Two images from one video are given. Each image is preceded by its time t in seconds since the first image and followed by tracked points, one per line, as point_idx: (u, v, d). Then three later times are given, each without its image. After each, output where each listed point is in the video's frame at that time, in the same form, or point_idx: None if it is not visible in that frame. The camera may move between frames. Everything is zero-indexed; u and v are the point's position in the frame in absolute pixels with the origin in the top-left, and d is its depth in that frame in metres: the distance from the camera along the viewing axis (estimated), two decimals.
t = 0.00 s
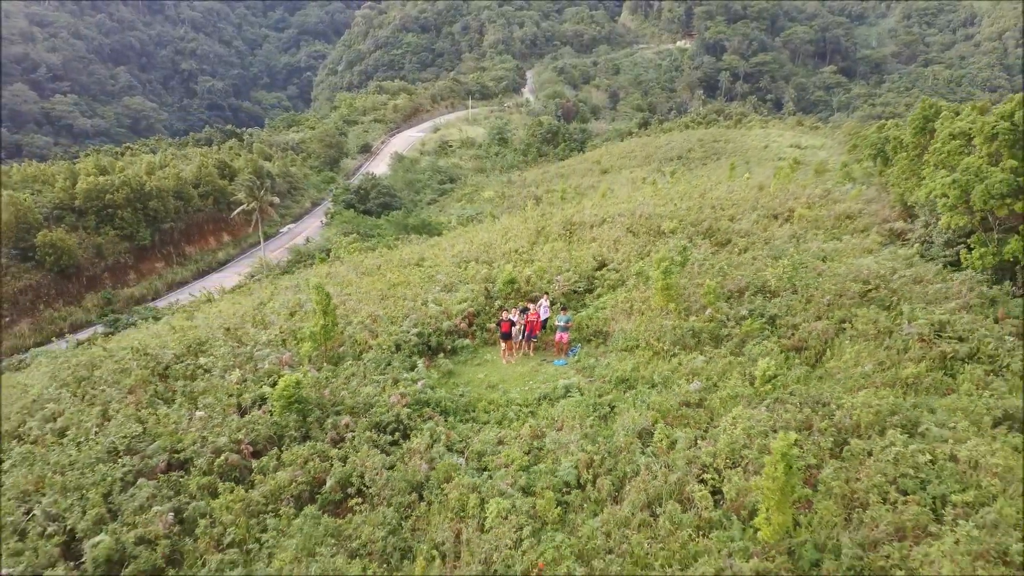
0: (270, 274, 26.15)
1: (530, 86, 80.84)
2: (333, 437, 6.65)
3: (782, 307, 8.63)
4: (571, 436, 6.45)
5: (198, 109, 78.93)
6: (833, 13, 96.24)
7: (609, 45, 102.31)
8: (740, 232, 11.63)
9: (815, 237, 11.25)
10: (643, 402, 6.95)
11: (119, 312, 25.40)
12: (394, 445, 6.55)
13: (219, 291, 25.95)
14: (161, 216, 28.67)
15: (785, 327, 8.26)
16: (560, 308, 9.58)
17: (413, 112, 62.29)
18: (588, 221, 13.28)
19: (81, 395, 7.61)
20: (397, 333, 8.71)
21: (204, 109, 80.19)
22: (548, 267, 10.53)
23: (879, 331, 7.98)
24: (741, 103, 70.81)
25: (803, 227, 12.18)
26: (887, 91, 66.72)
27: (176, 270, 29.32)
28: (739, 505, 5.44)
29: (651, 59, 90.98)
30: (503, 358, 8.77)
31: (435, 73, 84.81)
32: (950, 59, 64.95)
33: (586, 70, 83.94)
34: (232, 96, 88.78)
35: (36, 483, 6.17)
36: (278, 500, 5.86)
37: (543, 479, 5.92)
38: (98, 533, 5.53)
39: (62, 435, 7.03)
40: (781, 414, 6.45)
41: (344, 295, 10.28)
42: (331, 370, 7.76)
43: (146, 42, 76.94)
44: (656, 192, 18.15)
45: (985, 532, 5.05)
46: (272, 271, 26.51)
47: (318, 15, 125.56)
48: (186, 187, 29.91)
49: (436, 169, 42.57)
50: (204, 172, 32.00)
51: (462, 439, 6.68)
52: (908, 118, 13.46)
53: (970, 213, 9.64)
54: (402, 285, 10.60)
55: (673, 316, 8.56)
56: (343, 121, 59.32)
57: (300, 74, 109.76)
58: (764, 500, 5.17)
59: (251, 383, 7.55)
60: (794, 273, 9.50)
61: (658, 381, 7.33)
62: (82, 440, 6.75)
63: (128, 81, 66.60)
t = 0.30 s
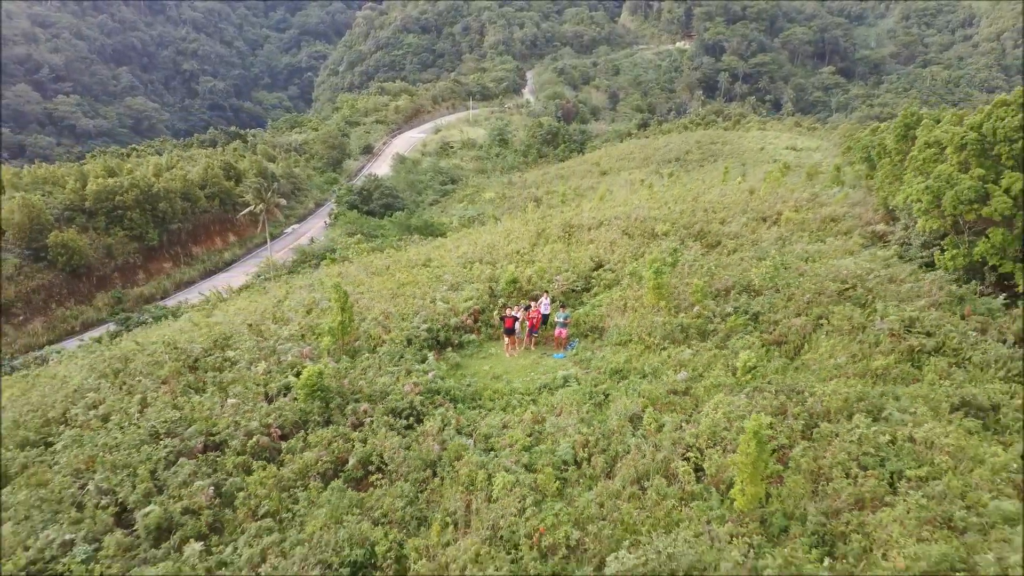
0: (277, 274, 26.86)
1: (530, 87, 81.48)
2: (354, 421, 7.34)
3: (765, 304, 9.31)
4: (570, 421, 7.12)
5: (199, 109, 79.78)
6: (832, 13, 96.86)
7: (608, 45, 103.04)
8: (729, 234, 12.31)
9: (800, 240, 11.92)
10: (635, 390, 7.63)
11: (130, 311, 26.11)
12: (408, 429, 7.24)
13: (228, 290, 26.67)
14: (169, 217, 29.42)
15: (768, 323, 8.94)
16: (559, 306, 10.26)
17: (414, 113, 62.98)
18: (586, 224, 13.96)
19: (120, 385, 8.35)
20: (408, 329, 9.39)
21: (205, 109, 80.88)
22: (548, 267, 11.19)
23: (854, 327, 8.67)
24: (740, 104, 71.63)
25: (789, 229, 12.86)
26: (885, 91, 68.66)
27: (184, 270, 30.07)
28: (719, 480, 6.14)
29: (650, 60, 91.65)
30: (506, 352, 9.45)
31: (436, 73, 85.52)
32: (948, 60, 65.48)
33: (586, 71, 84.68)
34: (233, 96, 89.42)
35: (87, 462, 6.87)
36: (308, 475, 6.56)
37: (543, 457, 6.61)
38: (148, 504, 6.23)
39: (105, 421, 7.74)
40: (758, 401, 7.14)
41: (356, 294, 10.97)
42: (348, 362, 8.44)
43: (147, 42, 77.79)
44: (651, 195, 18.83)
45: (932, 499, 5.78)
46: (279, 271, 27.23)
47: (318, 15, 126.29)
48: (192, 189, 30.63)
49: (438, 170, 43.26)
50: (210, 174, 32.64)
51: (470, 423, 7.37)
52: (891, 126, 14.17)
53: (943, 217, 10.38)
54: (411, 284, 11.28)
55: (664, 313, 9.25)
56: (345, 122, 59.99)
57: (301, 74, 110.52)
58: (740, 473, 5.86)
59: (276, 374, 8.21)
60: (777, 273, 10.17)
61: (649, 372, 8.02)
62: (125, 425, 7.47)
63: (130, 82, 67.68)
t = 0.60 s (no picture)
0: (284, 274, 27.67)
1: (530, 88, 82.19)
2: (372, 407, 8.09)
3: (749, 301, 10.06)
4: (567, 406, 7.89)
5: (200, 109, 80.68)
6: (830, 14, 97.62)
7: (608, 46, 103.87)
8: (719, 236, 13.06)
9: (785, 241, 12.66)
10: (628, 379, 8.38)
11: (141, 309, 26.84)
12: (422, 413, 7.98)
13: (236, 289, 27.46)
14: (178, 217, 30.28)
15: (751, 318, 9.69)
16: (559, 303, 11.01)
17: (415, 114, 63.73)
18: (584, 226, 14.69)
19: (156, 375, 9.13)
20: (419, 324, 10.14)
21: (206, 110, 81.89)
22: (548, 267, 11.93)
23: (830, 322, 9.44)
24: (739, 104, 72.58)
25: (776, 231, 13.61)
26: (883, 91, 69.89)
27: (192, 270, 30.88)
28: (701, 456, 6.89)
29: (649, 60, 92.39)
30: (510, 345, 10.19)
31: (436, 74, 86.29)
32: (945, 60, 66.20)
33: (586, 72, 85.52)
34: (234, 96, 90.38)
35: (133, 443, 7.66)
36: (334, 453, 7.32)
37: (544, 438, 7.35)
38: (191, 478, 7.01)
39: (145, 407, 8.52)
40: (738, 388, 7.89)
41: (368, 292, 11.70)
42: (365, 354, 9.18)
43: (148, 43, 78.66)
44: (646, 198, 19.54)
45: (888, 472, 6.57)
46: (286, 271, 28.02)
47: (319, 15, 127.01)
48: (199, 190, 31.46)
49: (440, 171, 44.02)
50: (216, 175, 33.50)
51: (478, 409, 8.11)
52: (875, 133, 14.95)
53: (916, 220, 11.17)
54: (419, 283, 12.01)
55: (655, 309, 10.00)
56: (347, 123, 60.72)
57: (301, 74, 111.31)
58: (718, 450, 6.60)
59: (299, 365, 8.97)
60: (762, 272, 10.91)
61: (640, 362, 8.78)
62: (164, 410, 8.23)
63: (131, 82, 68.67)
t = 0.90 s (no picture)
0: (292, 274, 28.54)
1: (531, 89, 82.99)
2: (389, 394, 8.92)
3: (734, 299, 10.85)
4: (566, 393, 8.69)
5: (202, 110, 82.12)
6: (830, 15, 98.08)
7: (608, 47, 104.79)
8: (708, 237, 13.85)
9: (770, 243, 13.44)
10: (621, 369, 9.18)
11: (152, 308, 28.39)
12: (433, 399, 8.78)
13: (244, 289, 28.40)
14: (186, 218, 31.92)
15: (735, 314, 10.48)
16: (558, 300, 11.82)
17: (416, 115, 64.56)
18: (582, 228, 15.46)
19: (187, 367, 9.97)
20: (428, 319, 10.96)
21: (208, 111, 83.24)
22: (548, 267, 12.72)
23: (809, 317, 10.23)
24: (737, 105, 73.43)
25: (763, 233, 14.40)
26: (881, 91, 70.54)
27: (200, 270, 32.35)
28: (685, 437, 7.69)
29: (649, 61, 93.16)
30: (513, 340, 10.97)
31: (437, 75, 87.08)
32: (944, 61, 66.77)
33: (586, 72, 86.34)
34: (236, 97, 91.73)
35: (172, 427, 8.47)
36: (355, 435, 8.12)
37: (545, 421, 8.15)
38: (227, 456, 7.83)
39: (179, 394, 9.34)
40: (721, 377, 8.70)
41: (379, 290, 12.49)
42: (379, 346, 9.97)
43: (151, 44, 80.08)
44: (642, 201, 20.29)
45: (852, 450, 7.38)
46: (293, 271, 28.90)
47: (320, 16, 128.00)
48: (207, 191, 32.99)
49: (441, 172, 44.82)
50: (223, 177, 34.86)
51: (483, 397, 8.88)
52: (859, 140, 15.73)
53: (892, 223, 11.99)
54: (426, 282, 12.80)
55: (647, 306, 10.83)
56: (349, 124, 61.52)
57: (302, 75, 112.30)
58: (700, 431, 7.38)
59: (319, 357, 9.77)
60: (746, 273, 11.68)
61: (632, 354, 9.59)
62: (198, 398, 9.04)
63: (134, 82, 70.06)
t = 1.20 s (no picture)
0: (298, 272, 29.39)
1: (532, 90, 83.85)
2: (405, 383, 9.76)
3: (722, 297, 11.68)
4: (566, 382, 9.54)
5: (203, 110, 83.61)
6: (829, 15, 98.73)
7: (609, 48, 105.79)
8: (699, 240, 14.69)
9: (758, 245, 14.28)
10: (617, 360, 10.02)
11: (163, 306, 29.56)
12: (445, 388, 9.63)
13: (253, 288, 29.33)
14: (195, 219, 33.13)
15: (723, 311, 11.32)
16: (558, 297, 12.67)
17: (418, 116, 65.38)
18: (581, 230, 16.29)
19: (215, 359, 10.80)
20: (438, 315, 11.81)
21: (209, 110, 85.41)
22: (550, 268, 13.55)
23: (791, 314, 11.07)
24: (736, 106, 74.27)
25: (752, 235, 15.23)
26: (880, 92, 71.23)
27: (208, 269, 33.56)
28: (674, 421, 8.55)
29: (649, 62, 93.93)
30: (517, 335, 11.80)
31: (438, 75, 87.85)
32: (942, 62, 67.42)
33: (586, 73, 87.14)
34: (237, 97, 93.96)
35: (208, 413, 9.32)
36: (376, 420, 8.96)
37: (547, 408, 8.99)
38: (261, 437, 8.68)
39: (211, 383, 10.18)
40: (708, 368, 9.54)
41: (391, 289, 13.33)
42: (394, 341, 10.81)
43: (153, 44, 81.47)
44: (639, 204, 21.08)
45: (824, 433, 8.23)
46: (300, 270, 29.76)
47: (321, 16, 128.97)
48: (214, 193, 34.10)
49: (443, 173, 45.68)
50: (230, 179, 36.06)
51: (491, 386, 9.72)
52: (844, 146, 16.57)
53: (871, 227, 12.85)
54: (435, 281, 13.65)
55: (641, 304, 11.67)
56: (352, 125, 62.30)
57: (303, 75, 113.25)
58: (687, 415, 8.23)
59: (339, 350, 10.61)
60: (733, 273, 12.52)
61: (627, 348, 10.43)
62: (230, 386, 9.88)
63: (137, 83, 71.33)
